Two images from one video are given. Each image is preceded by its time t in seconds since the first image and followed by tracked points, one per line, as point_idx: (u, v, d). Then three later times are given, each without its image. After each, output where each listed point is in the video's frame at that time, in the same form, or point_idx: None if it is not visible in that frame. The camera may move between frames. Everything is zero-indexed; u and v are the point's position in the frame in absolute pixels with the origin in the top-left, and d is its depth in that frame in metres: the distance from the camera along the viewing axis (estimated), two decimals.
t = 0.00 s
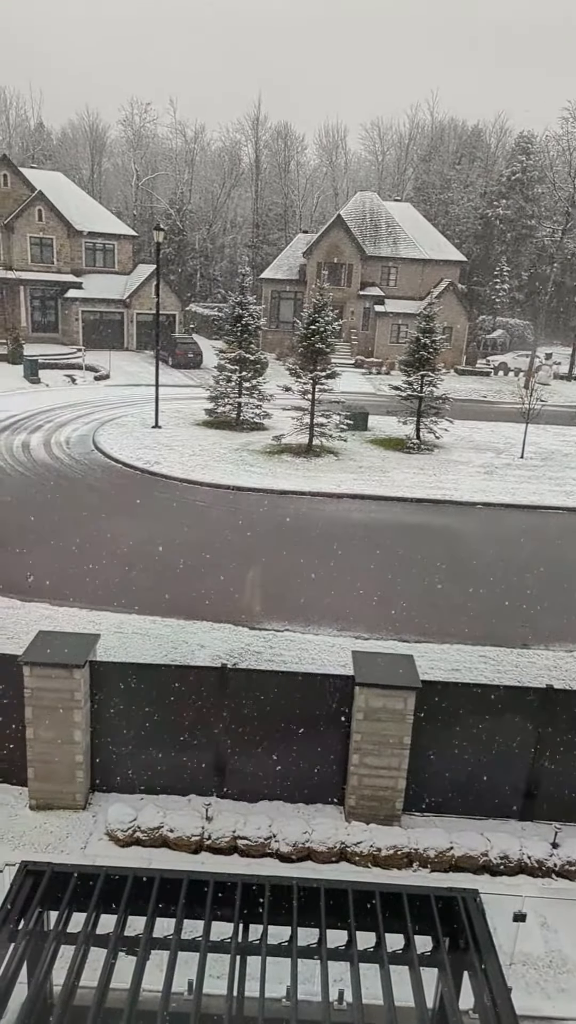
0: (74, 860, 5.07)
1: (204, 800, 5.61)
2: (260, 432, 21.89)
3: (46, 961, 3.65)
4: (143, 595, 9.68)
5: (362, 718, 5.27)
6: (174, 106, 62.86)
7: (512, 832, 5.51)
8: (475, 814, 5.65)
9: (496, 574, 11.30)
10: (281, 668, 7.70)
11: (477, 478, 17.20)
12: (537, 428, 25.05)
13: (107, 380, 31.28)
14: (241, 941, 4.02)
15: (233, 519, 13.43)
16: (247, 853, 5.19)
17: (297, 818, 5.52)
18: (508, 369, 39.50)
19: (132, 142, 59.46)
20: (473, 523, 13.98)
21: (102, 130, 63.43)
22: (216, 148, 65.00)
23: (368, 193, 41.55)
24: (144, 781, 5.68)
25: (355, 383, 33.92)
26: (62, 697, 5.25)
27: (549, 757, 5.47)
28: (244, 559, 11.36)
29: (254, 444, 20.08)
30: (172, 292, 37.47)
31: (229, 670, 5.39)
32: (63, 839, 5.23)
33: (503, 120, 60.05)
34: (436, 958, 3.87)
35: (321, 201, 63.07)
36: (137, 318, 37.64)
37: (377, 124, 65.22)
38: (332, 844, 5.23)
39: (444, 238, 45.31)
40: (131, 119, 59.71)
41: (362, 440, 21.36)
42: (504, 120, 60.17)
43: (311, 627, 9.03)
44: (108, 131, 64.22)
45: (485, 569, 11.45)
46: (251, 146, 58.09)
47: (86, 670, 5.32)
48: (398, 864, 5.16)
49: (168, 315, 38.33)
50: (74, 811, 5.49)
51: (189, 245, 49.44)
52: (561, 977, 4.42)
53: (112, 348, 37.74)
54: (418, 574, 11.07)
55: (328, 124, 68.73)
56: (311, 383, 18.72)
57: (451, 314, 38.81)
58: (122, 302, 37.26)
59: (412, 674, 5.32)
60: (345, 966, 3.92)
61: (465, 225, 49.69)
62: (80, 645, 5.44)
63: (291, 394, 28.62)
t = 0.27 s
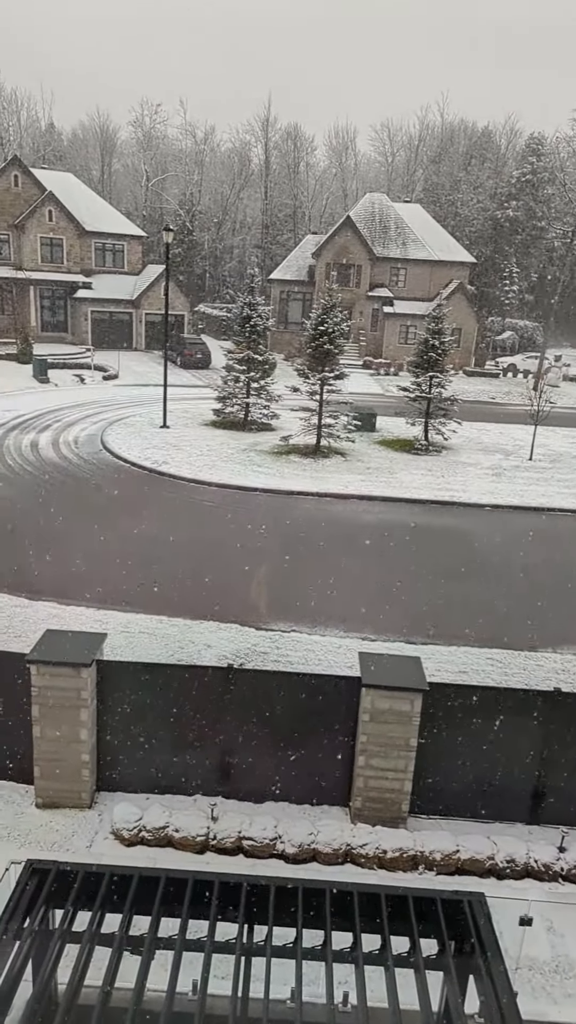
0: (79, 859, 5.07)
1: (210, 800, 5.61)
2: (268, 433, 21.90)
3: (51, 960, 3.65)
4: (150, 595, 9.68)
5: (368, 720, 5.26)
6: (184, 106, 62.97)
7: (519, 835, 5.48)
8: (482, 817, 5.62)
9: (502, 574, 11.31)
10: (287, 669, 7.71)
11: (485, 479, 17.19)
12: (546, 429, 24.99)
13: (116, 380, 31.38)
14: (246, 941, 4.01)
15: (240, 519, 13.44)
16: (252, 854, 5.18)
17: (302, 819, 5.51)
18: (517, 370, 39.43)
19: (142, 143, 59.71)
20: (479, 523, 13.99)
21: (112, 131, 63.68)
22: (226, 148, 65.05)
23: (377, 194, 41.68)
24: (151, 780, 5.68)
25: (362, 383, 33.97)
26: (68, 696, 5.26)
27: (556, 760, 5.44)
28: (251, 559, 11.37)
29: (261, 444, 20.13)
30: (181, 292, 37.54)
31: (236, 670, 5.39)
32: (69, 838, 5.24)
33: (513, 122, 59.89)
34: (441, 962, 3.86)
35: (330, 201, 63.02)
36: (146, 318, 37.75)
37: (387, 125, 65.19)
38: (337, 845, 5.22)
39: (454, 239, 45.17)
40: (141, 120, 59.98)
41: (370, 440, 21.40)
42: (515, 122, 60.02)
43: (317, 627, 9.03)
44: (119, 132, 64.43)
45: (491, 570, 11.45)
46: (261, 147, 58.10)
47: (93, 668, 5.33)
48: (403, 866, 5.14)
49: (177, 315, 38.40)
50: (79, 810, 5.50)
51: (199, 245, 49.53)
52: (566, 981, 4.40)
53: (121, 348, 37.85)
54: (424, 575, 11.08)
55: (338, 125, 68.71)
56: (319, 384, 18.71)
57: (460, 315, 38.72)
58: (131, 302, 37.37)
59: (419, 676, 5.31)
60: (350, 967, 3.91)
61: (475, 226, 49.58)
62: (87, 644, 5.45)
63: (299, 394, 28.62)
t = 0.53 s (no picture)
0: (84, 858, 5.08)
1: (213, 800, 5.62)
2: (273, 433, 21.91)
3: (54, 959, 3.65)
4: (155, 595, 9.70)
5: (372, 721, 5.25)
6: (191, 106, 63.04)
7: (523, 838, 5.46)
8: (486, 819, 5.61)
9: (505, 575, 11.32)
10: (291, 669, 7.72)
11: (491, 480, 17.16)
12: (552, 430, 24.95)
13: (122, 379, 31.45)
14: (249, 941, 4.01)
15: (245, 519, 13.47)
16: (255, 854, 5.18)
17: (306, 819, 5.51)
18: (523, 371, 39.37)
19: (149, 143, 59.92)
20: (484, 524, 14.00)
21: (119, 131, 63.85)
22: (233, 148, 65.04)
23: (384, 194, 41.75)
24: (154, 780, 5.68)
25: (368, 383, 34.00)
26: (73, 695, 5.28)
27: (560, 763, 5.42)
28: (255, 559, 11.39)
29: (266, 444, 20.17)
30: (187, 292, 37.59)
31: (240, 670, 5.39)
32: (74, 837, 5.25)
33: (521, 122, 59.75)
34: (444, 963, 3.85)
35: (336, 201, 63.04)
36: (152, 318, 37.83)
37: (394, 125, 65.14)
38: (341, 845, 5.21)
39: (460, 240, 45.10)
40: (149, 120, 60.08)
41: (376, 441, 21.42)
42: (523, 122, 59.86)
43: (321, 627, 9.05)
44: (126, 132, 64.55)
45: (494, 571, 11.47)
46: (268, 147, 58.14)
47: (98, 668, 5.34)
48: (407, 867, 5.13)
49: (183, 315, 38.46)
50: (84, 809, 5.52)
51: (205, 245, 49.60)
52: (570, 985, 4.37)
53: (127, 348, 37.95)
54: (428, 575, 11.09)
55: (345, 125, 68.68)
56: (325, 384, 18.70)
57: (466, 316, 38.67)
58: (137, 302, 37.45)
59: (424, 677, 5.29)
60: (353, 968, 3.91)
61: (482, 226, 49.51)
62: (92, 643, 5.46)
63: (305, 395, 28.63)
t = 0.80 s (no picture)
0: (89, 856, 5.09)
1: (218, 800, 5.62)
2: (278, 433, 21.90)
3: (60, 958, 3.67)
4: (161, 595, 9.70)
5: (377, 721, 5.25)
6: (197, 105, 63.08)
7: (529, 839, 5.45)
8: (491, 820, 5.59)
9: (510, 575, 11.31)
10: (296, 669, 7.72)
11: (497, 480, 17.12)
12: (558, 429, 24.86)
13: (127, 379, 31.48)
14: (253, 940, 4.01)
15: (251, 519, 13.47)
16: (261, 854, 5.18)
17: (311, 819, 5.51)
18: (529, 371, 39.27)
19: (155, 143, 60.09)
20: (488, 525, 14.00)
21: (125, 131, 63.94)
22: (238, 148, 64.99)
23: (390, 194, 41.72)
24: (159, 779, 5.69)
25: (373, 383, 33.99)
26: (78, 694, 5.28)
27: (566, 764, 5.40)
28: (260, 559, 11.39)
29: (272, 444, 20.17)
30: (193, 292, 37.61)
31: (245, 670, 5.38)
32: (79, 836, 5.26)
33: (528, 120, 59.53)
34: (449, 963, 3.85)
35: (342, 201, 63.01)
36: (158, 318, 37.86)
37: (400, 124, 64.99)
38: (346, 846, 5.21)
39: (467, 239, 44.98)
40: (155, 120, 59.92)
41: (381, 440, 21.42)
42: (529, 121, 59.65)
43: (326, 627, 9.05)
44: (132, 132, 64.62)
45: (499, 571, 11.46)
46: (274, 147, 58.16)
47: (103, 667, 5.35)
48: (412, 868, 5.13)
49: (189, 315, 38.48)
50: (89, 808, 5.52)
51: (211, 245, 49.64)
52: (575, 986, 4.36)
53: (133, 348, 38.01)
54: (433, 575, 11.09)
55: (351, 124, 68.58)
56: (330, 384, 18.68)
57: (472, 315, 38.58)
58: (143, 302, 37.50)
59: (429, 678, 5.29)
60: (358, 968, 3.91)
61: (488, 226, 49.37)
62: (98, 643, 5.46)
63: (310, 395, 28.62)
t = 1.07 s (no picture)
0: (95, 855, 5.10)
1: (225, 799, 5.62)
2: (285, 433, 21.90)
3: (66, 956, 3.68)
4: (168, 595, 9.70)
5: (384, 722, 5.24)
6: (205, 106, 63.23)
7: (535, 841, 5.43)
8: (497, 821, 5.58)
9: (515, 575, 11.30)
10: (303, 669, 7.73)
11: (504, 481, 17.06)
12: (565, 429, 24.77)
13: (134, 380, 31.54)
14: (259, 940, 4.01)
15: (257, 519, 13.47)
16: (267, 854, 5.18)
17: (317, 819, 5.51)
18: (537, 370, 39.13)
19: (162, 144, 60.49)
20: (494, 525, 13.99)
21: (132, 131, 64.12)
22: (245, 148, 65.06)
23: (397, 194, 41.71)
24: (165, 778, 5.70)
25: (380, 383, 33.99)
26: (86, 693, 5.29)
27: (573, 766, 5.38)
28: (266, 559, 11.39)
29: (278, 444, 20.19)
30: (200, 292, 37.67)
31: (252, 670, 5.38)
32: (86, 835, 5.27)
33: (536, 120, 59.35)
34: (455, 965, 3.85)
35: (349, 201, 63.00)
36: (164, 318, 37.92)
37: (407, 124, 64.90)
38: (352, 846, 5.21)
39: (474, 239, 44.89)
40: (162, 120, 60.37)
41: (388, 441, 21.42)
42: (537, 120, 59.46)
43: (332, 627, 9.04)
44: (139, 132, 64.78)
45: (504, 571, 11.45)
46: (281, 147, 58.25)
47: (110, 666, 5.35)
48: (418, 869, 5.12)
49: (196, 315, 38.53)
50: (96, 807, 5.54)
51: (217, 245, 49.72)
52: None
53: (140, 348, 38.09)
54: (438, 575, 11.07)
55: (358, 124, 68.57)
56: (337, 384, 18.65)
57: (479, 315, 38.49)
58: (150, 302, 37.56)
59: (436, 678, 5.27)
60: (364, 969, 3.90)
61: (495, 225, 49.24)
62: (105, 642, 5.47)
63: (317, 395, 28.62)
